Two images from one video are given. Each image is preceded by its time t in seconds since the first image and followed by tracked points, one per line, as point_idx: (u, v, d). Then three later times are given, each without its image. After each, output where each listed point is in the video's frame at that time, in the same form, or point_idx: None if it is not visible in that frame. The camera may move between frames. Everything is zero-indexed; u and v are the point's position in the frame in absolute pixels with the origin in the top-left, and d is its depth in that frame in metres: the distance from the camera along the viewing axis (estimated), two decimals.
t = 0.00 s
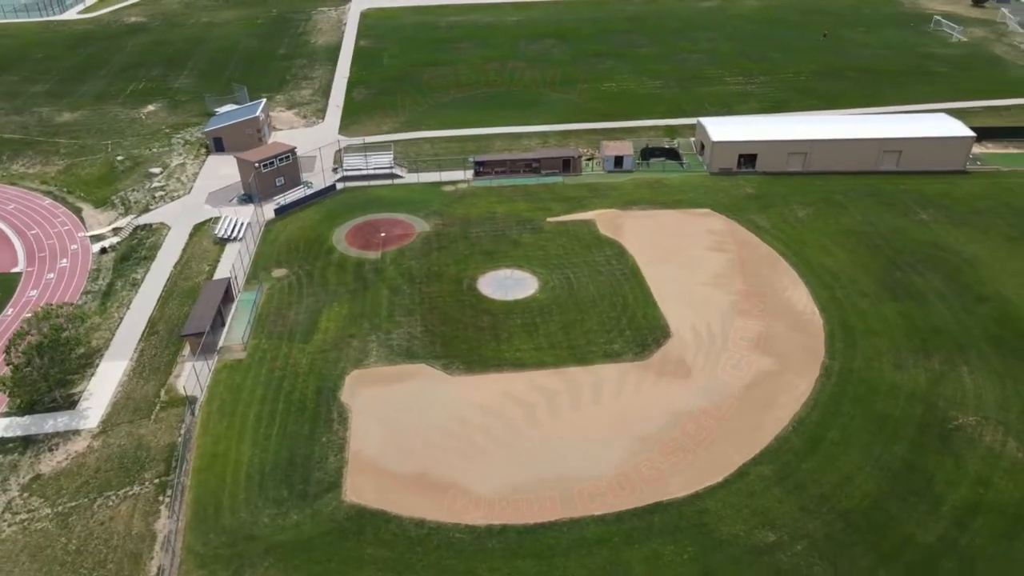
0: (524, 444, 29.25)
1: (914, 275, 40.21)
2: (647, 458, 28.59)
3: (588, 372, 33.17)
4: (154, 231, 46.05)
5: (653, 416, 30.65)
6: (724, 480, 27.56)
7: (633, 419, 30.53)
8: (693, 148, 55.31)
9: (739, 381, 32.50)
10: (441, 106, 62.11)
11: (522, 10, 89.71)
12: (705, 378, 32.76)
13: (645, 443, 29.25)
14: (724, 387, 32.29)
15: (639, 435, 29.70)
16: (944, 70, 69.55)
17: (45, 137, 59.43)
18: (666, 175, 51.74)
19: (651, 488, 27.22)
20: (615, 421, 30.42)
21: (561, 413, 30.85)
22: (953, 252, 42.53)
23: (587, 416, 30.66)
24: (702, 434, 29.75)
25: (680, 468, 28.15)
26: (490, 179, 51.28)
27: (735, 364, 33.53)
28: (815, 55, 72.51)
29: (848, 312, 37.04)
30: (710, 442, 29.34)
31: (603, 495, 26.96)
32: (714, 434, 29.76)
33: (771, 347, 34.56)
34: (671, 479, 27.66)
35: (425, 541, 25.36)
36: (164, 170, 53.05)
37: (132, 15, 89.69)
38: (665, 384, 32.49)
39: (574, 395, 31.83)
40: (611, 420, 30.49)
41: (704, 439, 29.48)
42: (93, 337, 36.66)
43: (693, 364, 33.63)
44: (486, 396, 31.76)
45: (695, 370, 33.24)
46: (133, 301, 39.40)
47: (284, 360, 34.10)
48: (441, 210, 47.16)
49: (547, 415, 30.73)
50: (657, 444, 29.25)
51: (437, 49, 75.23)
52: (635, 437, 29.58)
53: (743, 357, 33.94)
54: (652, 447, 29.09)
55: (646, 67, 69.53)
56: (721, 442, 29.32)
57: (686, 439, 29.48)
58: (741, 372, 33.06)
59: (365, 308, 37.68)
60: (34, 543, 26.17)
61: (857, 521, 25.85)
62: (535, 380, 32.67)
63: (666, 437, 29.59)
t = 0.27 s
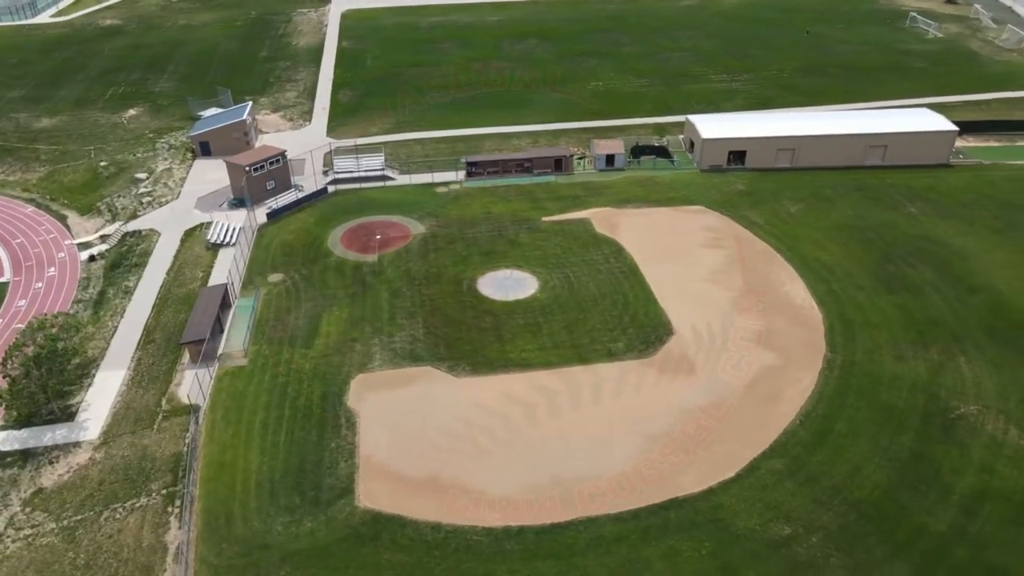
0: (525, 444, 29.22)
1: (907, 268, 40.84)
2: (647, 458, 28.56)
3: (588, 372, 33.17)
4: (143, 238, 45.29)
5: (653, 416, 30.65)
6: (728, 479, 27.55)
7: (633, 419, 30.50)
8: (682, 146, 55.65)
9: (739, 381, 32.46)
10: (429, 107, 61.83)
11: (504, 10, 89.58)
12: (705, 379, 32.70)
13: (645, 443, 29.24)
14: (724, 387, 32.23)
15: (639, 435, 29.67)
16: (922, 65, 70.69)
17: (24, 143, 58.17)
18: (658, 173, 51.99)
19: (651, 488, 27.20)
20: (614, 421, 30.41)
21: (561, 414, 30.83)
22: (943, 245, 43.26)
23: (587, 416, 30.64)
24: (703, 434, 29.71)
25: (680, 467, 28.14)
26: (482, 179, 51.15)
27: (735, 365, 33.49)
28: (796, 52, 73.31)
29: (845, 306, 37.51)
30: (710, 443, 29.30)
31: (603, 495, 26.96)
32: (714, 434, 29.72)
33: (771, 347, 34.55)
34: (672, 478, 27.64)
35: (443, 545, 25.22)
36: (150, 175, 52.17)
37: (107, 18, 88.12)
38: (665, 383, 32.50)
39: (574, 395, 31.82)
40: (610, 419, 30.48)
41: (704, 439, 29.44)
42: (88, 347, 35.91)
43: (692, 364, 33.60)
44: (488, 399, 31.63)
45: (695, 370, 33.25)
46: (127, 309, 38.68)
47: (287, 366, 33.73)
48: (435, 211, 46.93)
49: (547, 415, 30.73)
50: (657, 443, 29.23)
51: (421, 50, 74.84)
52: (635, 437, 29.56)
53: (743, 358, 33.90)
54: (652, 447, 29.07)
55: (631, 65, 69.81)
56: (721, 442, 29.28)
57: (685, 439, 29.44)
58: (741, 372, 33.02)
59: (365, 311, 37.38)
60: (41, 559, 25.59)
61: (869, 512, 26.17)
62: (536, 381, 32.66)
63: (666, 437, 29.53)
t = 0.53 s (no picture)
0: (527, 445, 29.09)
1: (901, 261, 41.46)
2: (648, 458, 28.49)
3: (588, 371, 33.09)
4: (134, 244, 44.50)
5: (654, 415, 30.58)
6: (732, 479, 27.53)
7: (633, 419, 30.39)
8: (672, 143, 55.97)
9: (739, 382, 32.42)
10: (417, 108, 61.51)
11: (486, 10, 89.44)
12: (705, 379, 32.66)
13: (645, 443, 29.16)
14: (724, 387, 32.19)
15: (639, 434, 29.58)
16: (901, 61, 71.83)
17: (4, 149, 56.86)
18: (650, 171, 52.22)
19: (651, 488, 27.13)
20: (615, 421, 30.31)
21: (561, 414, 30.71)
22: (934, 237, 43.98)
23: (587, 416, 30.54)
24: (703, 434, 29.63)
25: (680, 467, 28.07)
26: (475, 180, 51.00)
27: (735, 365, 33.46)
28: (778, 49, 74.10)
29: (844, 299, 37.97)
30: (710, 443, 29.22)
31: (603, 495, 26.90)
32: (714, 434, 29.65)
33: (770, 347, 34.57)
34: (672, 478, 27.58)
35: (462, 547, 25.08)
36: (137, 181, 51.27)
37: (82, 21, 86.47)
38: (665, 382, 32.45)
39: (574, 395, 31.73)
40: (611, 419, 30.38)
41: (705, 439, 29.37)
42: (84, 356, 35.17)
43: (692, 364, 33.55)
44: (491, 401, 31.41)
45: (695, 369, 33.25)
46: (122, 317, 37.95)
47: (292, 372, 33.36)
48: (430, 212, 46.71)
49: (547, 415, 30.63)
50: (658, 443, 29.14)
51: (406, 50, 74.45)
52: (635, 437, 29.48)
53: (743, 358, 33.89)
54: (652, 447, 28.99)
55: (617, 64, 70.04)
56: (722, 443, 29.22)
57: (686, 439, 29.37)
58: (741, 373, 32.98)
59: (367, 314, 37.07)
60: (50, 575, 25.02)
61: (881, 502, 26.50)
62: (538, 381, 32.55)
63: (667, 437, 29.43)
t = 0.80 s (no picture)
0: (528, 447, 29.04)
1: (894, 255, 42.09)
2: (648, 458, 28.49)
3: (588, 372, 33.11)
4: (125, 252, 43.74)
5: (654, 415, 30.58)
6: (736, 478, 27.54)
7: (633, 419, 30.39)
8: (662, 141, 56.32)
9: (740, 382, 32.41)
10: (405, 109, 61.23)
11: (468, 11, 89.28)
12: (705, 378, 32.65)
13: (645, 443, 29.17)
14: (724, 387, 32.18)
15: (640, 435, 29.56)
16: (881, 58, 72.95)
17: None
18: (642, 169, 52.47)
19: (651, 488, 27.13)
20: (615, 421, 30.30)
21: (562, 415, 30.70)
22: (924, 230, 44.70)
23: (588, 417, 30.54)
24: (703, 435, 29.61)
25: (680, 467, 28.07)
26: (469, 181, 50.89)
27: (735, 365, 33.46)
28: (761, 47, 74.92)
29: (842, 293, 38.47)
30: (711, 443, 29.20)
31: (603, 496, 26.90)
32: (715, 434, 29.62)
33: (770, 347, 34.57)
34: (672, 478, 27.59)
35: (482, 550, 25.00)
36: (124, 187, 50.39)
37: (56, 26, 84.84)
38: (665, 382, 32.48)
39: (574, 395, 31.79)
40: (611, 419, 30.37)
41: (705, 439, 29.35)
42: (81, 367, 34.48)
43: (692, 364, 33.53)
44: (493, 403, 31.28)
45: (695, 368, 33.30)
46: (117, 327, 37.28)
47: (297, 378, 33.02)
48: (426, 214, 46.53)
49: (548, 415, 30.65)
50: (659, 443, 29.15)
51: (390, 52, 74.06)
52: (636, 437, 29.48)
53: (743, 357, 33.89)
54: (652, 447, 28.98)
55: (603, 63, 70.30)
56: (723, 443, 29.20)
57: (686, 439, 29.36)
58: (740, 372, 32.98)
59: (369, 318, 36.79)
60: None
61: (893, 493, 26.87)
62: (539, 381, 32.55)
63: (668, 438, 29.41)
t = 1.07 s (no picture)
0: (530, 447, 28.96)
1: (886, 248, 42.74)
2: (647, 458, 28.48)
3: (588, 372, 33.07)
4: (115, 259, 42.88)
5: (655, 415, 30.55)
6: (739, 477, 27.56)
7: (633, 419, 30.35)
8: (651, 139, 56.62)
9: (740, 381, 32.39)
10: (392, 110, 60.84)
11: (448, 11, 88.97)
12: (705, 379, 32.61)
13: (646, 443, 29.15)
14: (724, 387, 32.14)
15: (641, 435, 29.52)
16: (860, 54, 74.09)
17: None
18: (632, 167, 52.72)
19: (651, 488, 27.12)
20: (616, 421, 30.25)
21: (562, 415, 30.63)
22: (913, 224, 45.48)
23: (589, 417, 30.49)
24: (703, 434, 29.57)
25: (680, 467, 28.05)
26: (461, 182, 50.71)
27: (735, 365, 33.43)
28: (742, 45, 75.67)
29: (838, 287, 39.00)
30: (711, 443, 29.17)
31: (603, 496, 26.87)
32: (715, 434, 29.59)
33: (770, 346, 34.56)
34: (672, 477, 27.58)
35: (502, 552, 24.92)
36: (110, 194, 49.43)
37: (28, 30, 82.99)
38: (665, 382, 32.48)
39: (574, 395, 31.77)
40: (611, 420, 30.33)
41: (705, 439, 29.31)
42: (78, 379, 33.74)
43: (692, 365, 33.50)
44: (496, 406, 31.10)
45: (695, 368, 33.34)
46: (113, 336, 36.56)
47: (301, 384, 32.65)
48: (420, 216, 46.28)
49: (550, 415, 30.60)
50: (659, 443, 29.12)
51: (373, 53, 73.51)
52: (636, 437, 29.45)
53: (743, 357, 33.87)
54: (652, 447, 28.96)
55: (587, 62, 70.49)
56: (723, 442, 29.17)
57: (686, 439, 29.33)
58: (740, 372, 32.96)
59: (371, 321, 36.51)
60: None
61: (902, 483, 27.30)
62: (540, 382, 32.48)
63: (669, 438, 29.37)
